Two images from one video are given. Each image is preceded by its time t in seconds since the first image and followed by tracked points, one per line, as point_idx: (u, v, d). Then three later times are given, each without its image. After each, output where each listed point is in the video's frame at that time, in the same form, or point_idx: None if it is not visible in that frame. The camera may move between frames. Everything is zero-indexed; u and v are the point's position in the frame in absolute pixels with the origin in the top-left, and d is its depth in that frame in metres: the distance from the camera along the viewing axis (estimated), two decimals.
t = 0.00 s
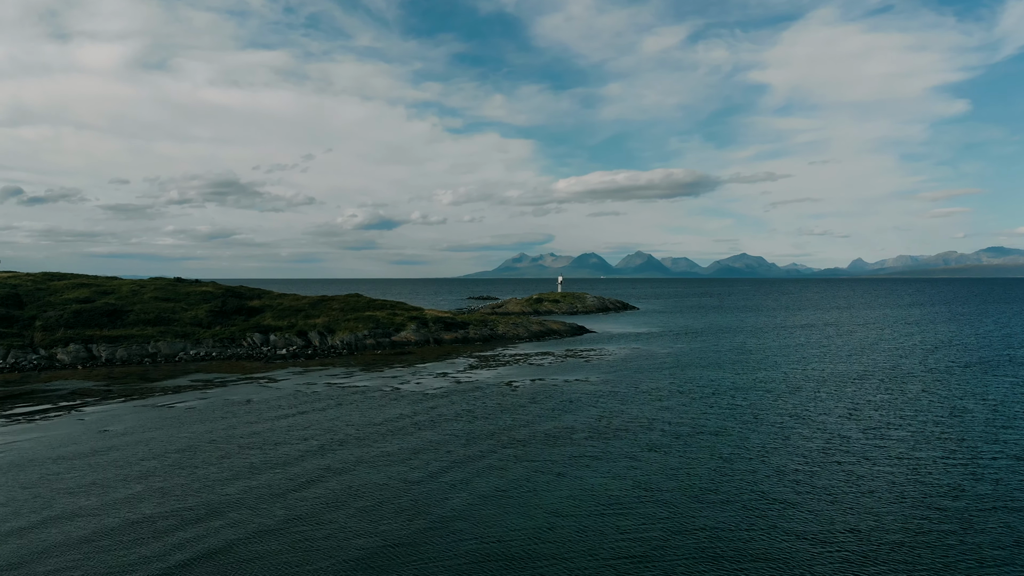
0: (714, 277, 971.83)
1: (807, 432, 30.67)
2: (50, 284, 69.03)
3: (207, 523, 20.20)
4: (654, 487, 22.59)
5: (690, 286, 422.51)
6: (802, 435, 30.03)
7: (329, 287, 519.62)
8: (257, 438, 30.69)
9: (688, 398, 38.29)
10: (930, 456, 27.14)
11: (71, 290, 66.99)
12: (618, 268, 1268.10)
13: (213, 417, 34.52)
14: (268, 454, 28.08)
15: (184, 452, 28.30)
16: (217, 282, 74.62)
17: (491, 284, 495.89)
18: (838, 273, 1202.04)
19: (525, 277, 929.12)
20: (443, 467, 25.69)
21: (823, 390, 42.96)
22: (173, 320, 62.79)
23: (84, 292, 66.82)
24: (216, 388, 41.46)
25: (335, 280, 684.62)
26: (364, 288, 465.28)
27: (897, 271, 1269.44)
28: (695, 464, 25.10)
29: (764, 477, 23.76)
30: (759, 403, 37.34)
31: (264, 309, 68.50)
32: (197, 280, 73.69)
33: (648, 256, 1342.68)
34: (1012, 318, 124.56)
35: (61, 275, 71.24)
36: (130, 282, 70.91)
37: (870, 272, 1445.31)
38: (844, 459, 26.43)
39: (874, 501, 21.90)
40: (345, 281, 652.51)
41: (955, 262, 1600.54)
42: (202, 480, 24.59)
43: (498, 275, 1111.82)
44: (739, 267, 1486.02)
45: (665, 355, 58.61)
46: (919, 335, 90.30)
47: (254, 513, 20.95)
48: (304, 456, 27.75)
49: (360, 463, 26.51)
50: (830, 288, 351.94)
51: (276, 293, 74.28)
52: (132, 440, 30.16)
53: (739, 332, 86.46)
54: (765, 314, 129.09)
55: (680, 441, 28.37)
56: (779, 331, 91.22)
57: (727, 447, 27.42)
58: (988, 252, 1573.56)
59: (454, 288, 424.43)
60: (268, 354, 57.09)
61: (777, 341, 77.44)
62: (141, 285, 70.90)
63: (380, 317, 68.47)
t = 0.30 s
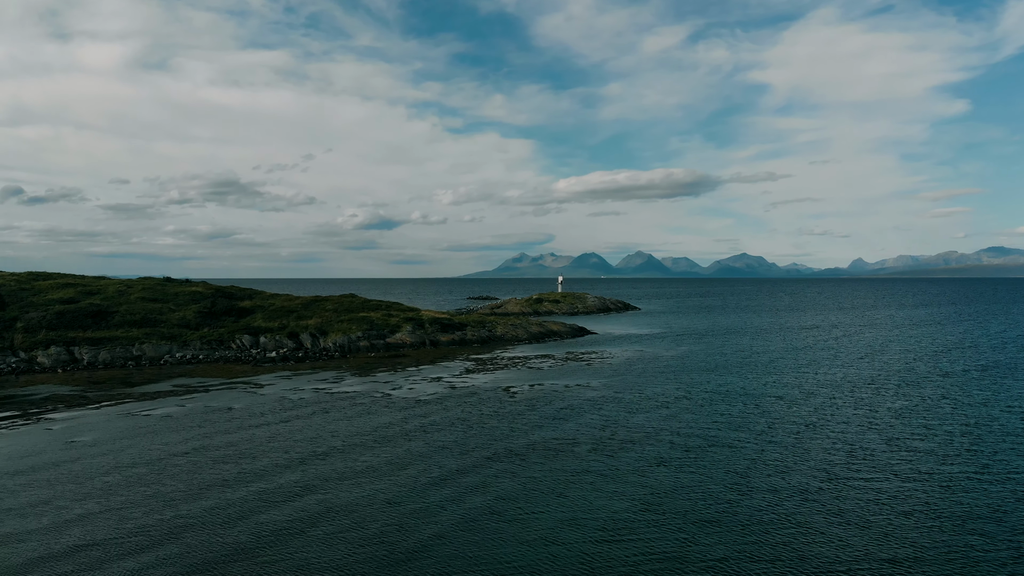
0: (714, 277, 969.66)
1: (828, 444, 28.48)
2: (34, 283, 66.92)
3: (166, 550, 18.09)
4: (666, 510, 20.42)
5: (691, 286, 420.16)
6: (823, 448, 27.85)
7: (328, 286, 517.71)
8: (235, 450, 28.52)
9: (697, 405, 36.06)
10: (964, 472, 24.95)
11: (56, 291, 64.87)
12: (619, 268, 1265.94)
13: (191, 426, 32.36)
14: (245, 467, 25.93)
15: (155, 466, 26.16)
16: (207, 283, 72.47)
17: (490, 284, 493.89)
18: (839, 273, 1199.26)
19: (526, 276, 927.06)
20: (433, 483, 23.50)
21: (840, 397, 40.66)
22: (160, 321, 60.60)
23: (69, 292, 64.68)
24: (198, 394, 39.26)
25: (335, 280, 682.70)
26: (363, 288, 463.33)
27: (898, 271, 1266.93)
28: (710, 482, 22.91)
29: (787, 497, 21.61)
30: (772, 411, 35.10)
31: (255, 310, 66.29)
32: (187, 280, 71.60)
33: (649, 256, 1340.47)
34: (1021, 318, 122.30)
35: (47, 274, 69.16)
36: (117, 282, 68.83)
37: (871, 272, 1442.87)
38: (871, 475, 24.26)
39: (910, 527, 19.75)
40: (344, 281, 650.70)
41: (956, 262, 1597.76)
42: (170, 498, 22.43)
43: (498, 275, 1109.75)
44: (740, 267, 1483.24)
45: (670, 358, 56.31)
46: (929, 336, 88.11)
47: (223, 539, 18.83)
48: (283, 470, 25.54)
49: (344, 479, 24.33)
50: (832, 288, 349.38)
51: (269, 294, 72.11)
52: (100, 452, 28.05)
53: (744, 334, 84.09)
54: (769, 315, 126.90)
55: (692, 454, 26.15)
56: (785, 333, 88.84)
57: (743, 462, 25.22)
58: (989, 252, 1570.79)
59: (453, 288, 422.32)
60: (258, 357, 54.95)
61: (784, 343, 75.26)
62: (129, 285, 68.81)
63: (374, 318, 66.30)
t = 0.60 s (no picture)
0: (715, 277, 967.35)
1: (850, 459, 26.26)
2: (17, 283, 64.78)
3: None
4: (677, 537, 18.29)
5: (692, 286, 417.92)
6: (845, 463, 25.66)
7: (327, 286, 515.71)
8: (208, 463, 26.38)
9: (705, 413, 33.93)
10: (1002, 491, 22.80)
11: (39, 291, 62.75)
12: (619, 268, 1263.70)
13: (164, 438, 30.22)
14: (216, 484, 23.78)
15: (119, 482, 24.01)
16: (196, 283, 70.42)
17: (490, 284, 492.02)
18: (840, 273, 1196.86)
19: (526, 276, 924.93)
20: (418, 504, 21.31)
21: (856, 404, 38.37)
22: (145, 322, 58.52)
23: (52, 292, 62.54)
24: (177, 401, 37.08)
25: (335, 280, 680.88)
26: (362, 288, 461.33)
27: (899, 271, 1264.08)
28: (725, 505, 20.75)
29: (813, 522, 19.45)
30: (787, 420, 32.83)
31: (245, 311, 64.16)
32: (176, 280, 69.48)
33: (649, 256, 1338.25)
34: None
35: (31, 274, 67.06)
36: (103, 282, 66.73)
37: (872, 272, 1440.11)
38: (902, 497, 22.07)
39: (955, 558, 17.57)
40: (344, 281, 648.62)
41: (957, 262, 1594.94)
42: (128, 519, 20.28)
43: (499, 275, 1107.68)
44: (741, 267, 1480.56)
45: (675, 361, 54.12)
46: (939, 337, 85.90)
47: (178, 569, 16.79)
48: (256, 486, 23.40)
49: (321, 498, 22.12)
50: (834, 288, 346.83)
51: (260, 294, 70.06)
52: (62, 465, 25.99)
53: (749, 336, 81.88)
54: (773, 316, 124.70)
55: (703, 471, 24.02)
56: (790, 334, 86.60)
57: (759, 481, 23.04)
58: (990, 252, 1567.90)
59: (453, 288, 420.36)
60: (246, 360, 52.83)
61: (792, 345, 73.05)
62: (116, 285, 66.69)
63: (368, 319, 64.14)
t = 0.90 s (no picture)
0: (716, 277, 965.07)
1: (877, 476, 24.11)
2: None
3: None
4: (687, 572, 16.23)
5: (694, 286, 415.40)
6: (871, 481, 23.54)
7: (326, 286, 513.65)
8: (178, 479, 24.26)
9: (715, 422, 31.73)
10: None
11: (21, 291, 60.57)
12: (620, 268, 1261.38)
13: (134, 451, 28.08)
14: (181, 502, 21.75)
15: (75, 501, 21.95)
16: (185, 283, 68.27)
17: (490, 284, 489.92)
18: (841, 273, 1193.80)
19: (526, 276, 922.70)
20: (404, 530, 19.22)
21: (875, 411, 36.12)
22: (130, 324, 56.35)
23: (35, 293, 60.36)
24: (154, 408, 34.96)
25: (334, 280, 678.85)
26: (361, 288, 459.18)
27: (900, 272, 1261.52)
28: (744, 532, 18.66)
29: (840, 554, 17.33)
30: (804, 430, 30.63)
31: (234, 312, 61.98)
32: (163, 281, 67.32)
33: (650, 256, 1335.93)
34: None
35: (14, 274, 64.91)
36: (88, 282, 64.60)
37: (873, 272, 1437.48)
38: (939, 522, 19.93)
39: None
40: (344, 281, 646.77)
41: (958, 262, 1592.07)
42: (78, 546, 18.19)
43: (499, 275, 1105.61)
44: (742, 267, 1478.21)
45: (680, 365, 51.88)
46: (949, 339, 83.74)
47: None
48: (227, 507, 21.28)
49: (297, 520, 20.05)
50: (837, 288, 344.26)
51: (251, 295, 67.91)
52: (17, 482, 23.90)
53: (754, 338, 79.59)
54: (776, 317, 122.52)
55: (718, 491, 21.86)
56: (797, 336, 84.32)
57: (780, 503, 20.88)
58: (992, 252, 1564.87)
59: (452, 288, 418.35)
60: (233, 363, 50.73)
61: (799, 347, 70.81)
62: (101, 285, 64.52)
63: (362, 321, 61.98)
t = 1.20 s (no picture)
0: (716, 277, 962.49)
1: (905, 497, 22.02)
2: None
3: None
4: None
5: (695, 286, 413.10)
6: (901, 503, 21.41)
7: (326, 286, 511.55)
8: (142, 498, 22.15)
9: (727, 434, 29.51)
10: None
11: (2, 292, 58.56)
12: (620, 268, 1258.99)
13: (100, 463, 26.12)
14: (139, 524, 19.79)
15: (23, 521, 20.01)
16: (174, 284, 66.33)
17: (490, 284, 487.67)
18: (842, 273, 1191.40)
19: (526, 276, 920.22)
20: (384, 561, 17.06)
21: (897, 419, 33.79)
22: (113, 326, 54.31)
23: (16, 293, 58.32)
24: (128, 416, 32.96)
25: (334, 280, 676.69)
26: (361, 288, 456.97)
27: (901, 271, 1258.98)
28: (766, 566, 16.59)
29: None
30: (824, 442, 28.38)
31: (223, 313, 59.89)
32: (151, 281, 65.28)
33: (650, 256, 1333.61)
34: None
35: None
36: (73, 282, 62.58)
37: (873, 272, 1434.96)
38: (988, 553, 17.78)
39: None
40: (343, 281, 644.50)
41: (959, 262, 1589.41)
42: None
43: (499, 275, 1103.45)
44: (742, 267, 1475.84)
45: (685, 369, 49.68)
46: (960, 340, 81.41)
47: None
48: (190, 531, 19.15)
49: (266, 549, 17.92)
50: (839, 288, 341.19)
51: (241, 295, 65.84)
52: None
53: (760, 340, 77.18)
54: (781, 317, 120.21)
55: (737, 517, 19.67)
56: (803, 337, 81.97)
57: (807, 533, 18.73)
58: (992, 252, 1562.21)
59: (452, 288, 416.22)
60: (218, 367, 48.66)
61: (807, 349, 68.58)
62: (86, 285, 62.50)
63: (355, 322, 59.85)
